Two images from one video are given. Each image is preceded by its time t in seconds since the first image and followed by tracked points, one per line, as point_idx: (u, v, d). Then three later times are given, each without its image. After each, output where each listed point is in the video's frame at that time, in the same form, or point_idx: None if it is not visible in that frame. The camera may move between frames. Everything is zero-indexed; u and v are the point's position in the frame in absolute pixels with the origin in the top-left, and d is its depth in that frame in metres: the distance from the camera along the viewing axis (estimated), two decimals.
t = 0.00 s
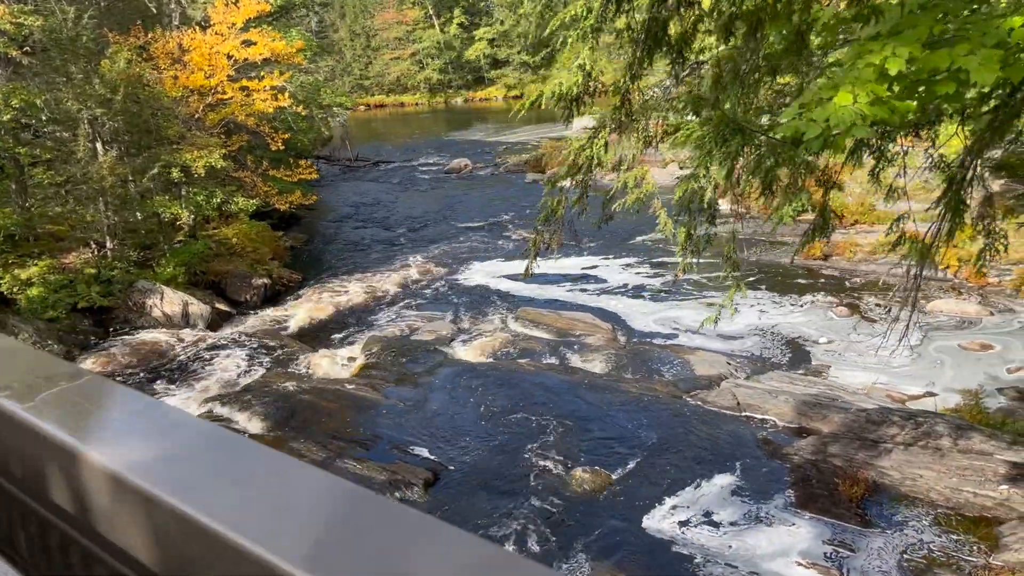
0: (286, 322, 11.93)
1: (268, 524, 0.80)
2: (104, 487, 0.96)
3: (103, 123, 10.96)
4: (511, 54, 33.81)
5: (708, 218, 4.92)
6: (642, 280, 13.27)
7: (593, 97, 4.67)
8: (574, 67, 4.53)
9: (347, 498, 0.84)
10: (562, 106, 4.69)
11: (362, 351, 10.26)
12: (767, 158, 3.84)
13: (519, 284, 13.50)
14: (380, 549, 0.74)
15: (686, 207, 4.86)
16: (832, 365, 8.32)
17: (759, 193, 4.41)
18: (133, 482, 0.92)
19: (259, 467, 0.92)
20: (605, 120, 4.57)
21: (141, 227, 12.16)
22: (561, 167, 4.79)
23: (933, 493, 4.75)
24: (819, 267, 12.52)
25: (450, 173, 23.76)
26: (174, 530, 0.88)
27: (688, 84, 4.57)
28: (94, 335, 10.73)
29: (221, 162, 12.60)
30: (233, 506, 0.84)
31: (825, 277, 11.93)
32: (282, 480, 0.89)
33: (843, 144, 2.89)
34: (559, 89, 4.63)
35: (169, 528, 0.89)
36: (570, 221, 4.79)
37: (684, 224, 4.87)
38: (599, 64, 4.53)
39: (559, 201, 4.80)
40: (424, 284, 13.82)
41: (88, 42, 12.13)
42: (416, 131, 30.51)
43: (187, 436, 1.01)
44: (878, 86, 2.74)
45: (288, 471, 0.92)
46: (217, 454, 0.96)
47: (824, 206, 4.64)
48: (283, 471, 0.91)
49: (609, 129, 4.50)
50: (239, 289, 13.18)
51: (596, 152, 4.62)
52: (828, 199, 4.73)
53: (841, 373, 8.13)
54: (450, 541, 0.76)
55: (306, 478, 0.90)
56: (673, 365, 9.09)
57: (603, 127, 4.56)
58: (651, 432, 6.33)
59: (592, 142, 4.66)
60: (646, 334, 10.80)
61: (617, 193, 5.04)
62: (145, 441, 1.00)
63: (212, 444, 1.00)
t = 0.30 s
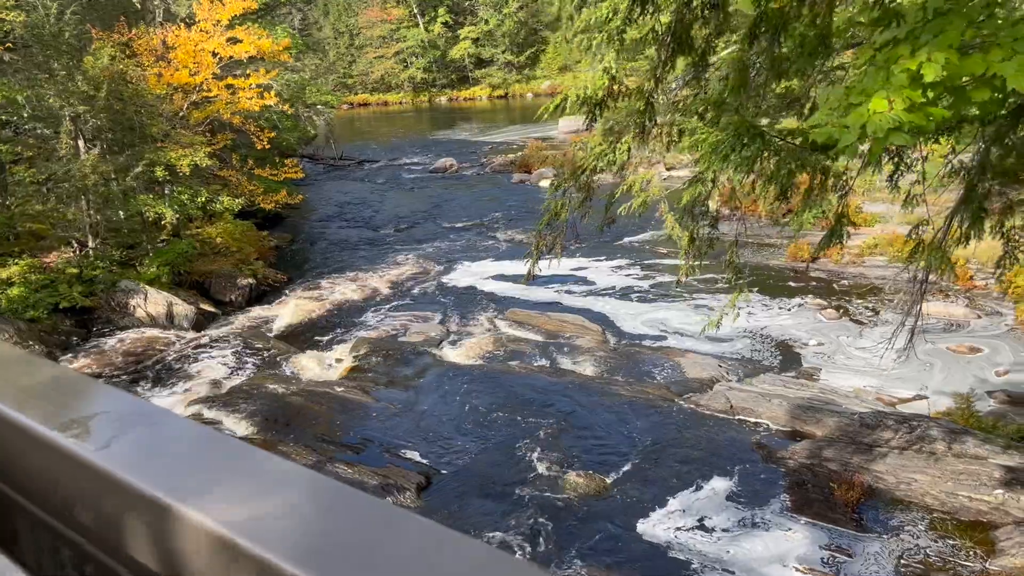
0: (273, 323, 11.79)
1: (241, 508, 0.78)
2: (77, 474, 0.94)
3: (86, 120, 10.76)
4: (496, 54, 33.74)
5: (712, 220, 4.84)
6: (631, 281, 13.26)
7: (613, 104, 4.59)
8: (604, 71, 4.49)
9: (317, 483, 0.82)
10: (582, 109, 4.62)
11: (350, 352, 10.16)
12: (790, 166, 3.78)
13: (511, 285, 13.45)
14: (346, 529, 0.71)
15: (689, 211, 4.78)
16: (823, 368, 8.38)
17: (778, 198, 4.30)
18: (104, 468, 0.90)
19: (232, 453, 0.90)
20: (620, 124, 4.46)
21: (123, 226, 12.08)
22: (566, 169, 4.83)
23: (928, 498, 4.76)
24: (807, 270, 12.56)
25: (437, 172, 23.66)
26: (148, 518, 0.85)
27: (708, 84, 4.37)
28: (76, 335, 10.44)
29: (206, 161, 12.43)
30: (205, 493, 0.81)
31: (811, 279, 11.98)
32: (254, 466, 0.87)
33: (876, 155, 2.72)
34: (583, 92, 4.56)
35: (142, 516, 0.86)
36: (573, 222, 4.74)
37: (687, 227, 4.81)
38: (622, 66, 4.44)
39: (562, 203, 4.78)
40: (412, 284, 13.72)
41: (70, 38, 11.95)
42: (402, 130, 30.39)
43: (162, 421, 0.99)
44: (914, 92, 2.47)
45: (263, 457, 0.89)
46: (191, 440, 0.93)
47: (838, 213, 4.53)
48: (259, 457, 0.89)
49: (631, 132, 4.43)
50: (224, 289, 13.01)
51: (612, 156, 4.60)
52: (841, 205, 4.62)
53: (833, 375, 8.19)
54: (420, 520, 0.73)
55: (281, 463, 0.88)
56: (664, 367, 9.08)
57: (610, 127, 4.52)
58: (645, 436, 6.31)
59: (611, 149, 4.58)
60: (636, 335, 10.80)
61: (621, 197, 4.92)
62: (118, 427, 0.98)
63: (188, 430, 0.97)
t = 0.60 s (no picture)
0: (260, 323, 11.64)
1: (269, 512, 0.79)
2: (91, 479, 0.94)
3: (70, 117, 10.58)
4: (483, 53, 33.66)
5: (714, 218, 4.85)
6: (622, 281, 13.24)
7: (631, 99, 4.48)
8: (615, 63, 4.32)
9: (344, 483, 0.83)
10: (605, 103, 4.48)
11: (339, 352, 10.05)
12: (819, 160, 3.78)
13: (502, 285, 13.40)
14: (375, 532, 0.73)
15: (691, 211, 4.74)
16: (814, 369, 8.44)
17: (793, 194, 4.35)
18: (120, 473, 0.90)
19: (252, 456, 0.90)
20: (626, 120, 4.41)
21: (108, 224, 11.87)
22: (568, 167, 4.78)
23: (924, 499, 4.76)
24: (796, 270, 12.57)
25: (424, 171, 23.55)
26: (169, 523, 0.86)
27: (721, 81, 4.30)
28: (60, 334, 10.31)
29: (192, 159, 12.27)
30: (226, 498, 0.82)
31: (801, 278, 12.00)
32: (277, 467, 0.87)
33: (909, 151, 2.67)
34: (606, 84, 4.42)
35: (162, 521, 0.86)
36: (576, 221, 4.69)
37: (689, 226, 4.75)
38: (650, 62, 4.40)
39: (564, 201, 4.72)
40: (401, 284, 13.61)
41: (53, 34, 11.78)
42: (389, 129, 30.24)
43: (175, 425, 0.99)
44: (950, 85, 2.42)
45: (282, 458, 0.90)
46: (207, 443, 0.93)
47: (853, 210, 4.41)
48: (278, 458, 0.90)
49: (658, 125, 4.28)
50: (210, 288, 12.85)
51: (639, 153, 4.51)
52: (852, 207, 4.55)
53: (825, 376, 8.24)
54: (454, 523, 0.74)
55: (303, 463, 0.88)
56: (656, 368, 9.06)
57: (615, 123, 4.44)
58: (640, 438, 6.27)
59: (630, 145, 4.49)
60: (627, 336, 10.78)
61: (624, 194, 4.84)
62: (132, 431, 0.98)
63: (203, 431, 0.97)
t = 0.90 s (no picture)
0: (247, 324, 11.49)
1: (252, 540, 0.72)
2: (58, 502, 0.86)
3: (53, 115, 10.37)
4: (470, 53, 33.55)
5: (715, 220, 4.78)
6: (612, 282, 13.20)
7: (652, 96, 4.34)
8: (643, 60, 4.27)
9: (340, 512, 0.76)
10: (626, 101, 4.37)
11: (327, 354, 9.94)
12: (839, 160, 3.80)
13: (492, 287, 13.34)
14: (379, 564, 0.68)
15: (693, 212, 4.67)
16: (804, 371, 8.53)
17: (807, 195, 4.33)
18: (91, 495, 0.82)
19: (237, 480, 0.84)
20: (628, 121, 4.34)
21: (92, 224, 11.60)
22: (569, 168, 4.71)
23: (920, 504, 4.75)
24: (785, 272, 12.59)
25: (412, 171, 23.44)
26: (143, 553, 0.78)
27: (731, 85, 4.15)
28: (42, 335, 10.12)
29: (178, 158, 12.06)
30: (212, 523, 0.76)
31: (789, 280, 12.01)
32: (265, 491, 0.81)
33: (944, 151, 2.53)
34: (626, 81, 4.34)
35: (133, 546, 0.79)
36: (577, 223, 4.66)
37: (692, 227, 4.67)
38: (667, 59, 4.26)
39: (566, 202, 4.67)
40: (389, 285, 13.50)
41: (36, 30, 11.59)
42: (375, 129, 30.09)
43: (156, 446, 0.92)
44: (987, 84, 2.30)
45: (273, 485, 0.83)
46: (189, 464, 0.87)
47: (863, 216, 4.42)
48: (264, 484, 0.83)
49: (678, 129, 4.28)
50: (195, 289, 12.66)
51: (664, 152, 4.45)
52: (865, 211, 4.50)
53: (815, 378, 8.30)
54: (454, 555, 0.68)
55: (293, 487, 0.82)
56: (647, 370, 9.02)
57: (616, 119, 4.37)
58: (634, 441, 6.22)
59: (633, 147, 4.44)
60: (617, 337, 10.74)
61: (627, 193, 4.79)
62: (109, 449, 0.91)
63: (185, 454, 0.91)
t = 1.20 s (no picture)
0: (236, 325, 11.34)
1: None
2: (0, 534, 0.89)
3: (40, 112, 10.27)
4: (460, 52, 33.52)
5: (721, 223, 4.73)
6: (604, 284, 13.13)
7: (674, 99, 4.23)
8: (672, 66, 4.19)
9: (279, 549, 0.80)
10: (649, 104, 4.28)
11: (318, 356, 9.82)
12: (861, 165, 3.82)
13: (484, 287, 13.26)
14: None
15: (701, 218, 4.57)
16: (800, 374, 8.59)
17: (822, 203, 4.32)
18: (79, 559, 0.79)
19: (183, 516, 0.88)
20: (634, 122, 4.26)
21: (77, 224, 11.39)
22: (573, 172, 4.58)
23: (921, 510, 4.72)
24: (778, 273, 12.59)
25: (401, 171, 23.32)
26: None
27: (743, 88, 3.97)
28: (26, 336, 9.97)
29: (167, 157, 11.87)
30: None
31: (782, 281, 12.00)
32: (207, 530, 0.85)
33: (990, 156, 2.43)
34: (651, 85, 4.25)
35: None
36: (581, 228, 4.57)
37: (698, 232, 4.52)
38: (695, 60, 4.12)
39: (570, 206, 4.59)
40: (381, 286, 13.40)
41: (23, 27, 11.48)
42: (364, 129, 29.96)
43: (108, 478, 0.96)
44: None
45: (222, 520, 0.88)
46: (136, 498, 0.91)
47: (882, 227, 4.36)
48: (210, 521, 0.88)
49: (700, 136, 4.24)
50: (182, 289, 12.48)
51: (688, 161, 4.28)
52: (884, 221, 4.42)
53: (809, 381, 8.38)
54: None
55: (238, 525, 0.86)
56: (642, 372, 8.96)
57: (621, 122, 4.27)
58: (631, 447, 6.16)
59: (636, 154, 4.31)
60: (609, 339, 10.70)
61: (633, 198, 4.70)
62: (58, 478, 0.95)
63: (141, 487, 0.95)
